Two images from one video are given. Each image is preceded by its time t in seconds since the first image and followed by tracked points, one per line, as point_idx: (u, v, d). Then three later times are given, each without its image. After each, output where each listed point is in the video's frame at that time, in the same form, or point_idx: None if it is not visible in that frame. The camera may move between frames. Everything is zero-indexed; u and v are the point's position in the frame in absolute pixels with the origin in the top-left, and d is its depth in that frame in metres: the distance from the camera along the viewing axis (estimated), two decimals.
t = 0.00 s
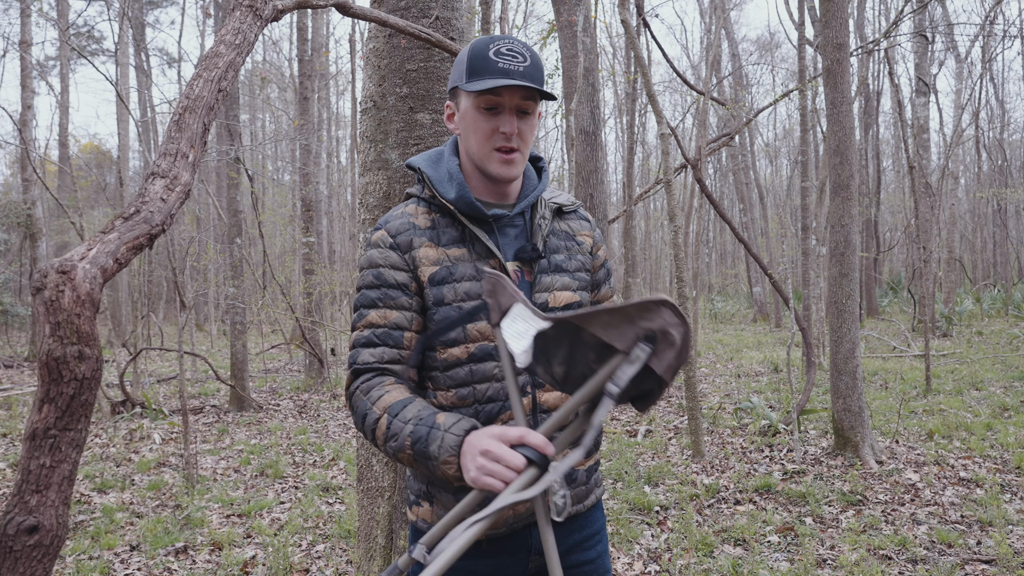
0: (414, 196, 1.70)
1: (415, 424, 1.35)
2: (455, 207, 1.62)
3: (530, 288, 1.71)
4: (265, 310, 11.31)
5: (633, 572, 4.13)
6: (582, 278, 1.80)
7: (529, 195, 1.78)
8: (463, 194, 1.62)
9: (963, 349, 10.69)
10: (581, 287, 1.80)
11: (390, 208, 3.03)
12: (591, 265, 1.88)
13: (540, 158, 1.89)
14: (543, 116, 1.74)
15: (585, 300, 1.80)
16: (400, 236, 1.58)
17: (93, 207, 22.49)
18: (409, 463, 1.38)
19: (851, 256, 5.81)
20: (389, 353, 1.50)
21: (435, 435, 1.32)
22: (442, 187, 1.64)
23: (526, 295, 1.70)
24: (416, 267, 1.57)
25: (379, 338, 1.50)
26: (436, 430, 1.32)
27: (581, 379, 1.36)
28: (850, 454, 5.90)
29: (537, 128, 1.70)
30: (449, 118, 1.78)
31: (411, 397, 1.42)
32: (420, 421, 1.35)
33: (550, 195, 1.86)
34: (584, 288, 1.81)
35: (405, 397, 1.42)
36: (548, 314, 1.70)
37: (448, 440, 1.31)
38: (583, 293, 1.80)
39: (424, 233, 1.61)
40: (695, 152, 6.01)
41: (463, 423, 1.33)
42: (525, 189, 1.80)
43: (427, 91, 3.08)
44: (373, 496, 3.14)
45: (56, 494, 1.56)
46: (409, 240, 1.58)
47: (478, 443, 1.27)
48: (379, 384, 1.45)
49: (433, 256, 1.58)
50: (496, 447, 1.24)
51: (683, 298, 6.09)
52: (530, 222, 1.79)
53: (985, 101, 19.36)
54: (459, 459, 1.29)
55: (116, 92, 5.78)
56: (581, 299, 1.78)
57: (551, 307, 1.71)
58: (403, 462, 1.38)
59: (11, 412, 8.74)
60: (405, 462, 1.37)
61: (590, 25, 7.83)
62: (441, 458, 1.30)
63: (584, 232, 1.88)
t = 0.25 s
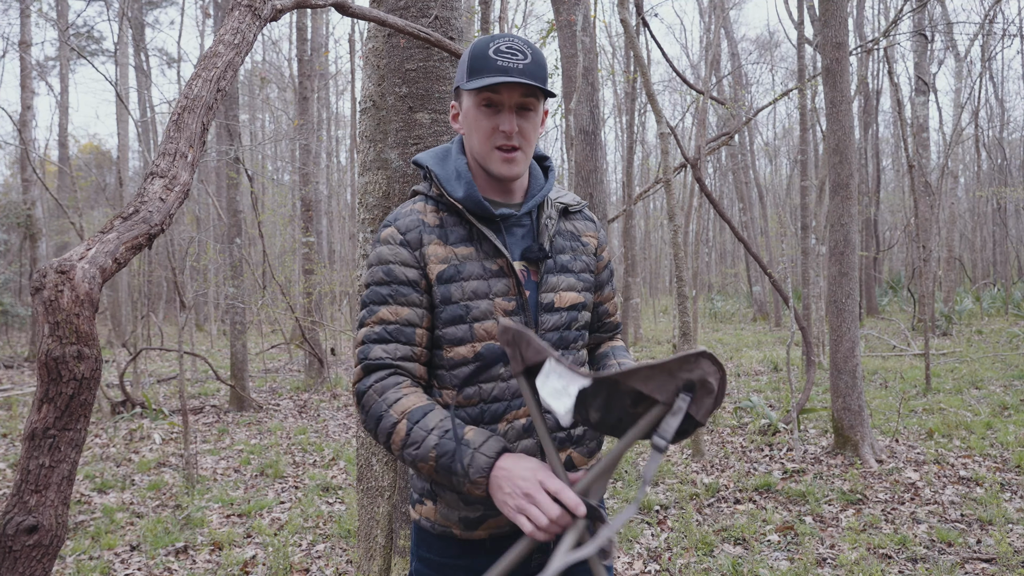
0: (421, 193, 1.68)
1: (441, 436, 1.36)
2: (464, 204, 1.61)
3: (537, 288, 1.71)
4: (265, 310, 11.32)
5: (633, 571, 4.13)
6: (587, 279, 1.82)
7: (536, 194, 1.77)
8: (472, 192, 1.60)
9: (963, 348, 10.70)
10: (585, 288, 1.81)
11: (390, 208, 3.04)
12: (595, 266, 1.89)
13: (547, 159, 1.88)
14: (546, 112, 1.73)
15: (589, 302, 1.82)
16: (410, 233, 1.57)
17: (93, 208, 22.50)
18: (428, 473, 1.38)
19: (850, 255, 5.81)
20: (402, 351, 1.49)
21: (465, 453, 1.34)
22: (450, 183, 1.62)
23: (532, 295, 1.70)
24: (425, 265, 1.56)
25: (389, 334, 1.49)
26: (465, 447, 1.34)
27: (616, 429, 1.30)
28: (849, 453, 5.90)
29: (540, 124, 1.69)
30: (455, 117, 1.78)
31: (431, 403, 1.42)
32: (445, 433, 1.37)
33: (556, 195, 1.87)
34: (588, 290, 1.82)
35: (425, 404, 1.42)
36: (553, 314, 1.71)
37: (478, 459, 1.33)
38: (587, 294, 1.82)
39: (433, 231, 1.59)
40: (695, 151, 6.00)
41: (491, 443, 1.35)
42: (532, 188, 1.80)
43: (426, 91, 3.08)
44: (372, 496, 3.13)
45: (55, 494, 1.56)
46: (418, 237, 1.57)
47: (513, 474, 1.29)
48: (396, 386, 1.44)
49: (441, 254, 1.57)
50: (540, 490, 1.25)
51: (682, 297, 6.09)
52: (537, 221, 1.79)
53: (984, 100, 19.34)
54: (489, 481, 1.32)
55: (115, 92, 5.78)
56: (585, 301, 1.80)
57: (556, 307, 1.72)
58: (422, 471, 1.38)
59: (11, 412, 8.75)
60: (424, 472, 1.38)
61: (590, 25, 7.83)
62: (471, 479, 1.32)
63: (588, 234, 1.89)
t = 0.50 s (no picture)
0: (425, 193, 1.68)
1: (414, 440, 1.37)
2: (469, 203, 1.61)
3: (543, 289, 1.71)
4: (265, 309, 11.32)
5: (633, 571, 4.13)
6: (591, 280, 1.82)
7: (540, 195, 1.78)
8: (478, 190, 1.61)
9: (963, 348, 10.70)
10: (589, 289, 1.81)
11: (390, 208, 3.04)
12: (598, 267, 1.89)
13: (550, 158, 1.89)
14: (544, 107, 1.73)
15: (593, 302, 1.81)
16: (414, 232, 1.57)
17: (93, 207, 22.51)
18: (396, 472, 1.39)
19: (850, 254, 5.81)
20: (384, 348, 1.48)
21: (438, 460, 1.36)
22: (455, 182, 1.62)
23: (539, 295, 1.70)
24: (429, 264, 1.55)
25: (381, 331, 1.48)
26: (438, 453, 1.36)
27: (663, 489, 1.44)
28: (849, 453, 5.90)
29: (538, 120, 1.69)
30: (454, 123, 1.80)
31: (406, 403, 1.43)
32: (419, 437, 1.38)
33: (560, 195, 1.87)
34: (592, 290, 1.82)
35: (400, 403, 1.43)
36: (560, 315, 1.71)
37: (452, 468, 1.34)
38: (591, 294, 1.81)
39: (439, 231, 1.59)
40: (695, 151, 6.00)
41: (466, 451, 1.37)
42: (536, 187, 1.80)
43: (426, 91, 3.07)
44: (372, 496, 3.13)
45: (53, 493, 1.55)
46: (423, 238, 1.57)
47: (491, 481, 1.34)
48: (371, 381, 1.44)
49: (447, 254, 1.57)
50: (515, 519, 1.33)
51: (682, 296, 6.09)
52: (542, 221, 1.78)
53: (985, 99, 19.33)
54: (456, 491, 1.34)
55: (114, 90, 5.78)
56: (589, 301, 1.80)
57: (562, 308, 1.71)
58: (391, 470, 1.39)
59: (11, 411, 8.75)
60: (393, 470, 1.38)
61: (590, 24, 7.83)
62: (440, 487, 1.34)
63: (592, 234, 1.89)
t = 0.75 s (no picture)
0: (421, 197, 1.68)
1: (384, 448, 1.38)
2: (463, 208, 1.61)
3: (542, 289, 1.70)
4: (264, 309, 11.32)
5: (632, 570, 4.13)
6: (591, 277, 1.82)
7: (536, 194, 1.77)
8: (470, 194, 1.60)
9: (963, 347, 10.70)
10: (589, 286, 1.81)
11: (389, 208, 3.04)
12: (598, 264, 1.89)
13: (545, 156, 1.88)
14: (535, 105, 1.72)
15: (593, 300, 1.81)
16: (409, 237, 1.58)
17: (93, 207, 22.51)
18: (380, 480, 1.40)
19: (849, 254, 5.81)
20: (392, 353, 1.50)
21: (398, 471, 1.33)
22: (445, 187, 1.63)
23: (538, 294, 1.69)
24: (426, 269, 1.56)
25: (384, 336, 1.51)
26: (397, 461, 1.34)
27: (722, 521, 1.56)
28: (849, 452, 5.90)
29: (530, 119, 1.68)
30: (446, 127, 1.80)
31: (397, 410, 1.43)
32: (389, 446, 1.37)
33: (557, 192, 1.86)
34: (592, 288, 1.82)
35: (390, 411, 1.42)
36: (559, 314, 1.71)
37: (404, 479, 1.31)
38: (591, 293, 1.81)
39: (434, 235, 1.60)
40: (694, 150, 6.00)
41: (420, 460, 1.32)
42: (532, 188, 1.79)
43: (425, 91, 3.07)
44: (372, 496, 3.14)
45: (52, 494, 1.55)
46: (418, 242, 1.57)
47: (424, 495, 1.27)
48: (372, 391, 1.47)
49: (444, 258, 1.58)
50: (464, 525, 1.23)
51: (682, 296, 6.08)
52: (539, 221, 1.78)
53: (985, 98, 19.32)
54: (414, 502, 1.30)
55: (114, 90, 5.77)
56: (589, 299, 1.80)
57: (561, 307, 1.71)
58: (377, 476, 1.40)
59: (11, 412, 8.75)
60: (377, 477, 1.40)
61: (589, 24, 7.82)
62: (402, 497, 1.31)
63: (591, 231, 1.89)
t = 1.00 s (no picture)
0: (423, 199, 1.67)
1: (430, 442, 1.34)
2: (469, 209, 1.60)
3: (547, 288, 1.70)
4: (264, 309, 11.32)
5: (632, 570, 4.13)
6: (593, 275, 1.82)
7: (540, 193, 1.76)
8: (477, 197, 1.60)
9: (963, 347, 10.69)
10: (592, 284, 1.82)
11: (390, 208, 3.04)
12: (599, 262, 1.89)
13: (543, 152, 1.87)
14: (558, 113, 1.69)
15: (596, 298, 1.81)
16: (416, 238, 1.56)
17: (93, 207, 22.51)
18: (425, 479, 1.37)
19: (849, 253, 5.81)
20: (407, 356, 1.48)
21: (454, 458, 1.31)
22: (451, 188, 1.61)
23: (543, 294, 1.69)
24: (434, 270, 1.55)
25: (395, 340, 1.49)
26: (452, 450, 1.32)
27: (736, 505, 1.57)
28: (849, 451, 5.89)
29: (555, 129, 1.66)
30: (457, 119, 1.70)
31: (427, 406, 1.41)
32: (435, 438, 1.34)
33: (557, 192, 1.86)
34: (594, 285, 1.82)
35: (421, 407, 1.40)
36: (565, 313, 1.71)
37: (466, 463, 1.29)
38: (593, 291, 1.82)
39: (440, 236, 1.58)
40: (695, 150, 5.99)
41: (482, 444, 1.31)
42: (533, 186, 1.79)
43: (425, 91, 3.03)
44: (372, 495, 3.14)
45: (52, 495, 1.53)
46: (426, 243, 1.56)
47: (504, 475, 1.26)
48: (391, 391, 1.44)
49: (451, 258, 1.57)
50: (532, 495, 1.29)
51: (682, 295, 6.07)
52: (542, 221, 1.78)
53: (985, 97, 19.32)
54: (478, 486, 1.29)
55: (114, 90, 5.77)
56: (593, 297, 1.80)
57: (566, 306, 1.71)
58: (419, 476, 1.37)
59: (11, 411, 8.75)
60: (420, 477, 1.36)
61: (589, 23, 7.82)
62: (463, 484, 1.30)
63: (591, 229, 1.89)
